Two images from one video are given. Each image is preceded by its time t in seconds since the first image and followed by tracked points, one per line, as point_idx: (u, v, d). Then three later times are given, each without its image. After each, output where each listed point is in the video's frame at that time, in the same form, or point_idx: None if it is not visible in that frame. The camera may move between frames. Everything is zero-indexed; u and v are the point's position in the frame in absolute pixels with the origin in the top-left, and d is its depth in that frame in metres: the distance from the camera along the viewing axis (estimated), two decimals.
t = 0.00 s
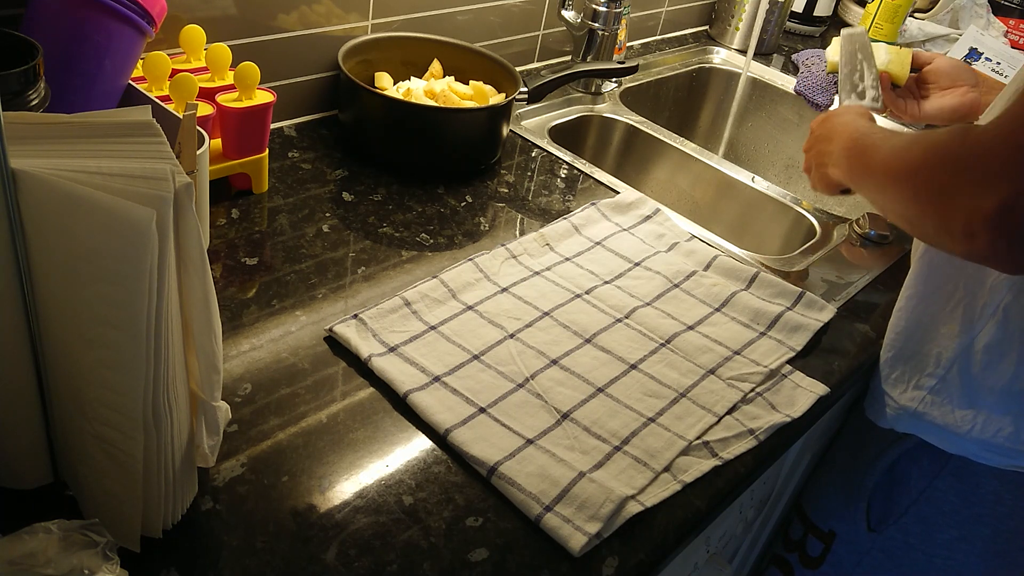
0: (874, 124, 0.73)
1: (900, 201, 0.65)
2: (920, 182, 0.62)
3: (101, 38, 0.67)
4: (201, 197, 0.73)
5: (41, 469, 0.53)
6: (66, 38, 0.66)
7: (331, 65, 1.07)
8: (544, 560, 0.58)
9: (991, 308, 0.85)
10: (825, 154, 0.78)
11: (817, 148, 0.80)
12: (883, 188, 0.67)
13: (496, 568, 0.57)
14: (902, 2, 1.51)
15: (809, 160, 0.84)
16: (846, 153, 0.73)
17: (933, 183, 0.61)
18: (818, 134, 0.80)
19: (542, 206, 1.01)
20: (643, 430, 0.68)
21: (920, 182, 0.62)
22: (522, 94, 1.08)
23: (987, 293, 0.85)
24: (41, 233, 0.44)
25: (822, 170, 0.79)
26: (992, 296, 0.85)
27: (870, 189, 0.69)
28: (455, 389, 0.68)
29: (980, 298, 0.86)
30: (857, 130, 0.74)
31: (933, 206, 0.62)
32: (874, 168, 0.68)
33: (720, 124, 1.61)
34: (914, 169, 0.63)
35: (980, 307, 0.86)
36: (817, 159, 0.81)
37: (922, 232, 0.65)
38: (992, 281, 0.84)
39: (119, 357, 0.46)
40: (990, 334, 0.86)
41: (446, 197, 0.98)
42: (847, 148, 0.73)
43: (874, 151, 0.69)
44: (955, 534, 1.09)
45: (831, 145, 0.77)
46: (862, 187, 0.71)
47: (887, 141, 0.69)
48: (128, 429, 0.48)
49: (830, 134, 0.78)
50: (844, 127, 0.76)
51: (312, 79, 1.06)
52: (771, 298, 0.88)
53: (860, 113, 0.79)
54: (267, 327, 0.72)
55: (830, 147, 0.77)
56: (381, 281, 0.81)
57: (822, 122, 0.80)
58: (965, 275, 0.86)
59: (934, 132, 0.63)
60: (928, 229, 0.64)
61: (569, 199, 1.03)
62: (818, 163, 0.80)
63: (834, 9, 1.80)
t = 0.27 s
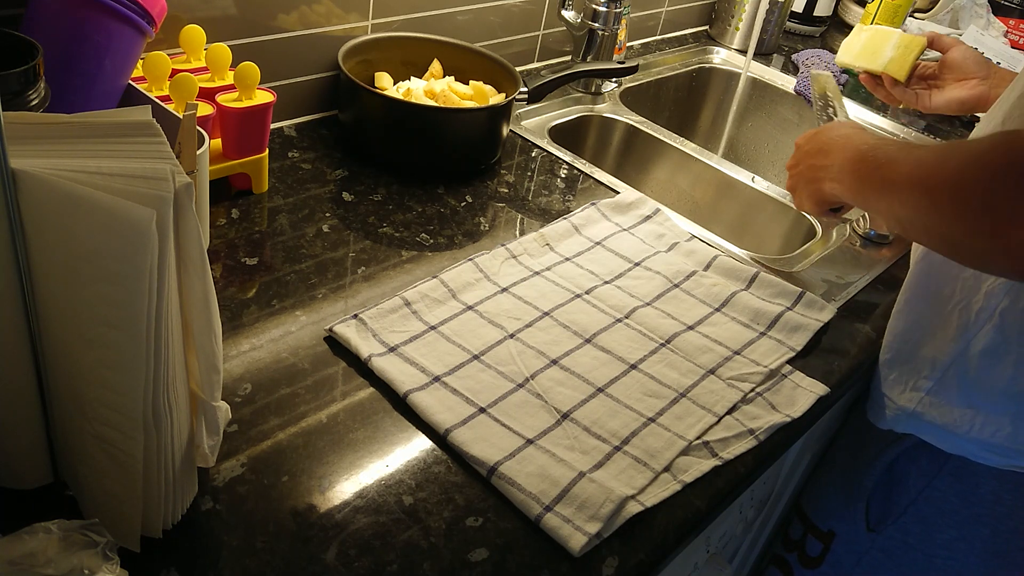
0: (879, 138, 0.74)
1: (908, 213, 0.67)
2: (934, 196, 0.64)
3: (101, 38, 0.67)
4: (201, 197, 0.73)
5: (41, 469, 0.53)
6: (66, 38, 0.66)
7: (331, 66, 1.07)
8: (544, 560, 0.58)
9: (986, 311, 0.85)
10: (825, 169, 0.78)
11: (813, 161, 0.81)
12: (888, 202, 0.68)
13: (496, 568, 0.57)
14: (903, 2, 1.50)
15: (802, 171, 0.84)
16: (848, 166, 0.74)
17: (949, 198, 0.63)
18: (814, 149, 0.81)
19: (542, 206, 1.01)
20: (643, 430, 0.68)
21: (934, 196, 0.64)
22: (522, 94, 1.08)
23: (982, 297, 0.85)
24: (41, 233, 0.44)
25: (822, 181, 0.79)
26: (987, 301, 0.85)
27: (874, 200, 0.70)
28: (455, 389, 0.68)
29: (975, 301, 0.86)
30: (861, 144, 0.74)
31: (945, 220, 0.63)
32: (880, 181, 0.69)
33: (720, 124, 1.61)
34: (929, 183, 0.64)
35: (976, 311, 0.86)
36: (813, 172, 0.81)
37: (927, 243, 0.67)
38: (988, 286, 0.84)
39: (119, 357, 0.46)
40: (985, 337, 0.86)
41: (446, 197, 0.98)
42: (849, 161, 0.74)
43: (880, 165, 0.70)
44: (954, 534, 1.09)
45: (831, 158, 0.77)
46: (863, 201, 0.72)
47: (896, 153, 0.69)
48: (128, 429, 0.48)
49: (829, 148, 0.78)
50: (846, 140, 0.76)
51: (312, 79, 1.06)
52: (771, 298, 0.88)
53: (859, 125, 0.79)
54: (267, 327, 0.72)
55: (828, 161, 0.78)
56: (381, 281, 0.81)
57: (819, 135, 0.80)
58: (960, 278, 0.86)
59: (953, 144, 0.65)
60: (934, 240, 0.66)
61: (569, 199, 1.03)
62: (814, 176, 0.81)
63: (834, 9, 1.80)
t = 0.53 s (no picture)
0: (883, 138, 0.74)
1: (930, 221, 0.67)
2: (964, 204, 0.65)
3: (101, 38, 0.67)
4: (201, 197, 0.73)
5: (41, 469, 0.53)
6: (66, 38, 0.66)
7: (331, 66, 1.07)
8: (544, 560, 0.58)
9: (987, 315, 0.85)
10: (825, 169, 0.78)
11: (808, 160, 0.80)
12: (907, 208, 0.69)
13: (496, 568, 0.57)
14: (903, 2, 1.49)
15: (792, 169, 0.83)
16: (858, 169, 0.73)
17: (981, 207, 0.64)
18: (808, 147, 0.80)
19: (542, 206, 1.01)
20: (643, 430, 0.68)
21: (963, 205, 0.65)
22: (522, 94, 1.08)
23: (983, 300, 0.85)
24: (41, 233, 0.44)
25: (817, 179, 0.79)
26: (988, 304, 0.85)
27: (885, 203, 0.71)
28: (455, 389, 0.68)
29: (976, 305, 0.86)
30: (867, 145, 0.74)
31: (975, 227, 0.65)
32: (897, 185, 0.69)
33: (720, 124, 1.61)
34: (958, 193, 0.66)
35: (976, 315, 0.86)
36: (807, 171, 0.81)
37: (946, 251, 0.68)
38: (989, 290, 0.84)
39: (120, 357, 0.46)
40: (986, 340, 0.86)
41: (446, 197, 0.98)
42: (858, 164, 0.73)
43: (896, 168, 0.70)
44: (952, 534, 1.09)
45: (833, 158, 0.77)
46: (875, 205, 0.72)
47: (911, 157, 0.70)
48: (128, 429, 0.48)
49: (830, 148, 0.77)
50: (849, 141, 0.76)
51: (312, 79, 1.06)
52: (771, 298, 0.88)
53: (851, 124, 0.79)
54: (267, 327, 0.72)
55: (830, 160, 0.77)
56: (381, 281, 0.81)
57: (813, 133, 0.80)
58: (961, 282, 0.86)
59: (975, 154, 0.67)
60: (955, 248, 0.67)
61: (569, 199, 1.03)
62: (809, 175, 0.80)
63: (834, 9, 1.80)
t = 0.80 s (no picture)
0: (896, 163, 0.77)
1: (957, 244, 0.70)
2: (989, 228, 0.68)
3: (101, 38, 0.67)
4: (201, 197, 0.73)
5: (41, 469, 0.53)
6: (66, 38, 0.66)
7: (331, 66, 1.07)
8: (544, 560, 0.58)
9: (998, 327, 0.85)
10: (841, 196, 0.80)
11: (822, 188, 0.82)
12: (932, 233, 0.71)
13: (496, 568, 0.57)
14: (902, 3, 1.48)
15: (803, 197, 0.86)
16: (877, 195, 0.76)
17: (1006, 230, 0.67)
18: (821, 174, 0.83)
19: (542, 206, 1.01)
20: (643, 430, 0.68)
21: (989, 229, 0.68)
22: (522, 94, 1.08)
23: (995, 313, 0.85)
24: (41, 233, 0.44)
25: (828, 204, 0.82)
26: (1001, 316, 0.84)
27: (896, 226, 0.74)
28: (455, 389, 0.68)
29: (989, 317, 0.85)
30: (883, 171, 0.77)
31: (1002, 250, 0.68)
32: (920, 211, 0.72)
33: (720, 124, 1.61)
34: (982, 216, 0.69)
35: (989, 326, 0.86)
36: (821, 199, 0.83)
37: (970, 273, 0.71)
38: (1003, 302, 0.84)
39: (120, 358, 0.46)
40: (997, 353, 0.86)
41: (446, 197, 0.98)
42: (877, 191, 0.76)
43: (918, 193, 0.73)
44: (955, 536, 1.08)
45: (849, 185, 0.79)
46: (896, 231, 0.74)
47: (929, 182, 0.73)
48: (128, 429, 0.48)
49: (845, 175, 0.80)
50: (863, 167, 0.79)
51: (312, 79, 1.06)
52: (771, 298, 0.88)
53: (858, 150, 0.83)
54: (267, 327, 0.72)
55: (846, 187, 0.79)
56: (381, 281, 0.81)
57: (824, 162, 0.83)
58: (974, 294, 0.86)
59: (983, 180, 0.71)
60: (981, 270, 0.70)
61: (569, 199, 1.03)
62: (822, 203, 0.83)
63: (834, 9, 1.80)
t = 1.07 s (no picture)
0: (891, 181, 0.79)
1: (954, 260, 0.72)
2: (984, 244, 0.70)
3: (101, 38, 0.67)
4: (201, 197, 0.73)
5: (41, 469, 0.53)
6: (66, 38, 0.66)
7: (331, 66, 1.07)
8: (544, 560, 0.58)
9: (1005, 329, 0.85)
10: (839, 214, 0.82)
11: (819, 207, 0.84)
12: (929, 250, 0.73)
13: (496, 568, 0.57)
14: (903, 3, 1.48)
15: (801, 215, 0.88)
16: (875, 213, 0.77)
17: (1000, 246, 0.69)
18: (818, 194, 0.85)
19: (542, 206, 1.01)
20: (643, 430, 0.68)
21: (983, 245, 0.70)
22: (522, 94, 1.08)
23: (1002, 316, 0.85)
24: (41, 233, 0.44)
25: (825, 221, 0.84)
26: (1007, 320, 0.85)
27: (893, 242, 0.76)
28: (455, 389, 0.68)
29: (995, 320, 0.86)
30: (879, 190, 0.79)
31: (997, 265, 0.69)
32: (917, 228, 0.74)
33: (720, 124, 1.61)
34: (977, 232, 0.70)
35: (993, 330, 0.86)
36: (819, 218, 0.85)
37: (967, 288, 0.73)
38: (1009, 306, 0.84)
39: (120, 358, 0.46)
40: (1002, 355, 0.86)
41: (446, 197, 0.98)
42: (874, 208, 0.78)
43: (914, 211, 0.74)
44: (955, 534, 1.07)
45: (846, 204, 0.81)
46: (893, 246, 0.76)
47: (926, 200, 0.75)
48: (129, 429, 0.48)
49: (842, 193, 0.82)
50: (860, 186, 0.81)
51: (312, 79, 1.06)
52: (771, 298, 0.88)
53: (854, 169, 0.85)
54: (267, 327, 0.72)
55: (844, 206, 0.81)
56: (381, 281, 0.81)
57: (821, 181, 0.85)
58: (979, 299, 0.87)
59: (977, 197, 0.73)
60: (978, 285, 0.72)
61: (569, 199, 1.03)
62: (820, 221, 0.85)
63: (834, 9, 1.80)
